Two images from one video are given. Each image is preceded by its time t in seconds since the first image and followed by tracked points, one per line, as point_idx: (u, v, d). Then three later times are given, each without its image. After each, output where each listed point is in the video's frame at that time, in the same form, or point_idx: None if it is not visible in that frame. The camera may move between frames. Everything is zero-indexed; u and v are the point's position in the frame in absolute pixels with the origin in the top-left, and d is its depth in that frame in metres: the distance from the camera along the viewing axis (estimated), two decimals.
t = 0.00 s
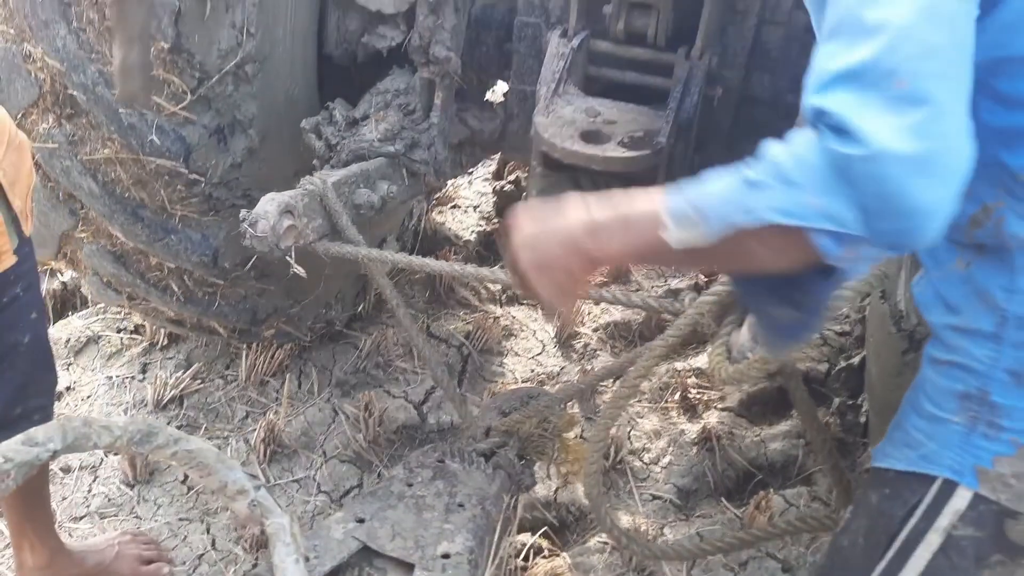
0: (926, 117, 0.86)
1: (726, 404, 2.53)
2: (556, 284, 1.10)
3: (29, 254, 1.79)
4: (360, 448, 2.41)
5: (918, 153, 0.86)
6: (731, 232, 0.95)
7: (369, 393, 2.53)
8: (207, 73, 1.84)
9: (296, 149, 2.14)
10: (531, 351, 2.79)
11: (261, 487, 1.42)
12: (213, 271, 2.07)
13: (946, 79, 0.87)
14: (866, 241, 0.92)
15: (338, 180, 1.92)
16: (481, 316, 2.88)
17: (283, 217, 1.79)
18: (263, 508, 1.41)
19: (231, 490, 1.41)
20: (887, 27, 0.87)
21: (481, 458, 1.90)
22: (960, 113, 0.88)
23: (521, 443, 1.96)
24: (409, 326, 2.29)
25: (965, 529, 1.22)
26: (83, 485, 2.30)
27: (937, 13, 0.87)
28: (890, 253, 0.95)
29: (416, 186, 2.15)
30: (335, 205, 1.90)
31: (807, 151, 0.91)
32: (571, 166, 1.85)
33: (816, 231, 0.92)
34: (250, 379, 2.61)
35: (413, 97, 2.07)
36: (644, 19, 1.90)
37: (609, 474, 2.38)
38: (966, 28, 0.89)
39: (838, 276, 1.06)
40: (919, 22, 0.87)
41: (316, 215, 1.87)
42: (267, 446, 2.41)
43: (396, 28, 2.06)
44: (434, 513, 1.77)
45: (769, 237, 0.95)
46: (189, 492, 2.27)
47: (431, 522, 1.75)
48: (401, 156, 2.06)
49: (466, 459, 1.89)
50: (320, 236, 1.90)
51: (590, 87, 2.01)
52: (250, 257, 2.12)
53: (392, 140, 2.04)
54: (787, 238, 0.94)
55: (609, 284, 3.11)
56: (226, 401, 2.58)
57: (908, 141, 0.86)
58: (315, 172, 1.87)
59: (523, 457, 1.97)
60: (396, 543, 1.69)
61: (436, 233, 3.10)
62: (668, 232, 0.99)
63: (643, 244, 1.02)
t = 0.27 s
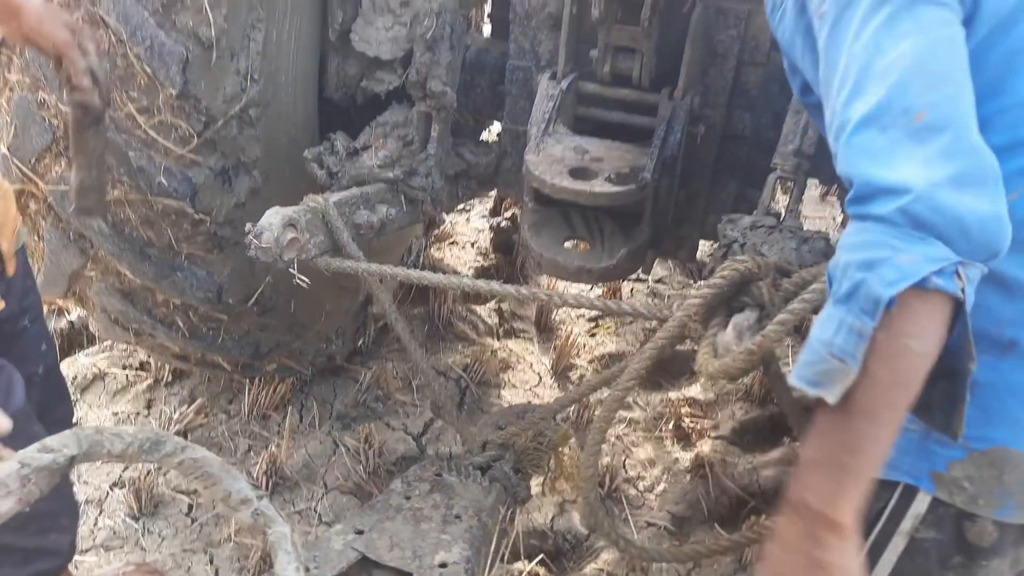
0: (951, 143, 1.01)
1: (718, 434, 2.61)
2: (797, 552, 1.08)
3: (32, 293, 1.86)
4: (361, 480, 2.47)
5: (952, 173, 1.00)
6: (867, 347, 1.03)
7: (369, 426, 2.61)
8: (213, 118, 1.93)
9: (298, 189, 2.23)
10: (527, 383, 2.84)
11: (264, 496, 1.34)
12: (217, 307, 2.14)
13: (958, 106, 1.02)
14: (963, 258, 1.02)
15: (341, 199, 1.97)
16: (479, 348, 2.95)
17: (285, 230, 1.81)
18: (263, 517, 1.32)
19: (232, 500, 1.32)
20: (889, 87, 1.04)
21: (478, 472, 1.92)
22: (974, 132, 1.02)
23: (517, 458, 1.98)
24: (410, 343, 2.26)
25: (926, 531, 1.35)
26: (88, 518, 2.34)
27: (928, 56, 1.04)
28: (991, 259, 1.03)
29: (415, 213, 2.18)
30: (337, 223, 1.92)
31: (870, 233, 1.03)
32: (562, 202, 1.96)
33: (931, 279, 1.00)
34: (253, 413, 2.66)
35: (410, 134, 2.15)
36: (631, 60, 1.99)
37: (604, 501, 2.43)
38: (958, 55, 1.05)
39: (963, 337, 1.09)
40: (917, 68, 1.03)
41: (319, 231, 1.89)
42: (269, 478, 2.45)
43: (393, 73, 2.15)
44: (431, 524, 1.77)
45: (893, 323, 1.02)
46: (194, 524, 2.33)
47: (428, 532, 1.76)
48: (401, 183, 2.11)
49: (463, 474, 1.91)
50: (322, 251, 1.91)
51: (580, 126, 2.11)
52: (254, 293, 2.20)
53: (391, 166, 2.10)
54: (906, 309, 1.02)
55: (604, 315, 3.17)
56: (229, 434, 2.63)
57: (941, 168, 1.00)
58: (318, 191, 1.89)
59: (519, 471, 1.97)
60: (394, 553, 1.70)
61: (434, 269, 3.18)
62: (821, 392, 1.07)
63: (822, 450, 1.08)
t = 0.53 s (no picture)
0: (937, 169, 1.04)
1: (715, 466, 2.65)
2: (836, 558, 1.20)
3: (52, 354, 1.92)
4: (362, 512, 2.51)
5: (939, 198, 1.03)
6: (879, 371, 1.06)
7: (370, 458, 2.62)
8: (222, 157, 2.01)
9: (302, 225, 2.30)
10: (526, 416, 2.88)
11: (268, 510, 1.40)
12: (224, 341, 2.20)
13: (941, 131, 1.05)
14: (961, 277, 1.04)
15: (347, 218, 2.00)
16: (478, 381, 2.99)
17: (295, 243, 1.82)
18: (270, 530, 1.39)
19: (239, 512, 1.39)
20: (874, 121, 1.07)
21: (479, 487, 1.92)
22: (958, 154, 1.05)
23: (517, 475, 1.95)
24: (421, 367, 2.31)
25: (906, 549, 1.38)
26: (94, 550, 2.37)
27: (908, 87, 1.06)
28: (986, 274, 1.05)
29: (417, 240, 2.20)
30: (345, 240, 1.93)
31: (868, 264, 1.06)
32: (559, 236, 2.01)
33: (932, 299, 1.03)
34: (257, 446, 2.70)
35: (410, 164, 2.20)
36: (622, 100, 2.07)
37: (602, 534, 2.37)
38: (938, 83, 1.07)
39: (970, 355, 1.11)
40: (898, 100, 1.06)
41: (326, 247, 1.90)
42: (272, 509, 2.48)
43: (395, 113, 2.22)
44: (433, 538, 1.81)
45: (902, 346, 1.06)
46: (199, 556, 2.36)
47: (430, 547, 1.80)
48: (403, 207, 2.15)
49: (464, 489, 1.92)
50: (331, 265, 1.92)
51: (575, 163, 2.18)
52: (259, 327, 2.25)
53: (395, 191, 2.14)
54: (911, 331, 1.05)
55: (601, 349, 3.23)
56: (233, 467, 2.67)
57: (928, 195, 1.03)
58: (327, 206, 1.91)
59: (519, 489, 1.96)
60: (397, 566, 1.75)
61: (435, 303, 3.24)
62: (841, 421, 1.10)
63: (858, 481, 1.14)
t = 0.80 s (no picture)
0: (902, 233, 1.09)
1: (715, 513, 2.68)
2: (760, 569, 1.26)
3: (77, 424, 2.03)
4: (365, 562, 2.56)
5: (902, 261, 1.09)
6: (833, 414, 1.14)
7: (374, 509, 2.67)
8: (231, 215, 2.08)
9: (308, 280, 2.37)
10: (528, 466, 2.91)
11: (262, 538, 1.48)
12: (231, 394, 2.25)
13: (906, 196, 1.10)
14: (917, 335, 1.11)
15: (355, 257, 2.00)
16: (481, 432, 3.03)
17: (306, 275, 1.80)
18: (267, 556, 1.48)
19: (234, 540, 1.45)
20: (845, 186, 1.11)
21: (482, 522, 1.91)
22: (922, 218, 1.10)
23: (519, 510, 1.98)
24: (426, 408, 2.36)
25: None
26: None
27: (878, 154, 1.10)
28: (941, 334, 1.12)
29: (421, 283, 2.20)
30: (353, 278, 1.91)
31: (833, 313, 1.12)
32: (556, 287, 2.06)
33: (889, 354, 1.10)
34: (261, 498, 2.72)
35: (411, 215, 2.25)
36: (617, 157, 2.15)
37: None
38: (906, 150, 1.11)
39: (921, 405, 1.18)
40: (868, 166, 1.10)
41: (334, 282, 1.87)
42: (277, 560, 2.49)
43: (398, 171, 2.30)
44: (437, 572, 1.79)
45: (856, 392, 1.13)
46: None
47: None
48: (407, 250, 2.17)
49: (467, 524, 1.90)
50: (334, 301, 1.89)
51: (572, 218, 2.26)
52: (264, 378, 2.32)
53: (400, 235, 2.19)
54: (866, 381, 1.12)
55: (602, 398, 3.24)
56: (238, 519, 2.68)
57: (894, 258, 1.08)
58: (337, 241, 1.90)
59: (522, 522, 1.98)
60: None
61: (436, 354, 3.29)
62: (792, 454, 1.18)
63: (795, 502, 1.20)
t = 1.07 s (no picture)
0: (878, 308, 1.17)
1: None
2: None
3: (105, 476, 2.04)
4: None
5: (879, 334, 1.17)
6: (823, 477, 1.20)
7: None
8: (245, 296, 2.21)
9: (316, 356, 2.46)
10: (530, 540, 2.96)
11: None
12: (240, 468, 2.32)
13: (879, 275, 1.18)
14: (896, 402, 1.19)
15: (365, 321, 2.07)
16: (483, 505, 3.08)
17: (317, 332, 1.87)
18: None
19: None
20: (824, 269, 1.17)
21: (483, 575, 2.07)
22: (894, 294, 1.18)
23: (520, 564, 2.11)
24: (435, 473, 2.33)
25: None
26: None
27: (853, 238, 1.18)
28: (917, 399, 1.20)
29: (426, 349, 2.32)
30: (364, 340, 1.96)
31: (817, 382, 1.19)
32: (554, 361, 2.14)
33: (871, 420, 1.18)
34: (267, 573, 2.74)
35: (417, 285, 2.36)
36: (610, 236, 2.27)
37: None
38: (877, 233, 1.19)
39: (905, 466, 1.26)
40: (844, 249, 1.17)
41: (345, 341, 1.92)
42: None
43: (403, 252, 2.42)
44: None
45: (843, 455, 1.20)
46: None
47: None
48: (413, 316, 2.29)
49: None
50: (343, 360, 1.92)
51: (569, 294, 2.36)
52: (272, 454, 2.38)
53: (406, 300, 2.31)
54: (850, 444, 1.20)
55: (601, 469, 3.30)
56: None
57: (872, 332, 1.16)
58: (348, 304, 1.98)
59: None
60: None
61: (438, 428, 3.37)
62: (786, 516, 1.24)
63: (788, 561, 1.27)
